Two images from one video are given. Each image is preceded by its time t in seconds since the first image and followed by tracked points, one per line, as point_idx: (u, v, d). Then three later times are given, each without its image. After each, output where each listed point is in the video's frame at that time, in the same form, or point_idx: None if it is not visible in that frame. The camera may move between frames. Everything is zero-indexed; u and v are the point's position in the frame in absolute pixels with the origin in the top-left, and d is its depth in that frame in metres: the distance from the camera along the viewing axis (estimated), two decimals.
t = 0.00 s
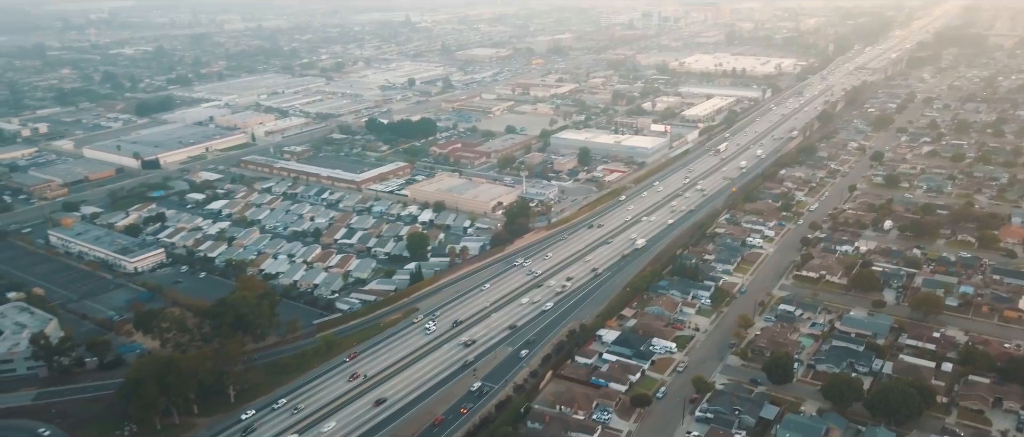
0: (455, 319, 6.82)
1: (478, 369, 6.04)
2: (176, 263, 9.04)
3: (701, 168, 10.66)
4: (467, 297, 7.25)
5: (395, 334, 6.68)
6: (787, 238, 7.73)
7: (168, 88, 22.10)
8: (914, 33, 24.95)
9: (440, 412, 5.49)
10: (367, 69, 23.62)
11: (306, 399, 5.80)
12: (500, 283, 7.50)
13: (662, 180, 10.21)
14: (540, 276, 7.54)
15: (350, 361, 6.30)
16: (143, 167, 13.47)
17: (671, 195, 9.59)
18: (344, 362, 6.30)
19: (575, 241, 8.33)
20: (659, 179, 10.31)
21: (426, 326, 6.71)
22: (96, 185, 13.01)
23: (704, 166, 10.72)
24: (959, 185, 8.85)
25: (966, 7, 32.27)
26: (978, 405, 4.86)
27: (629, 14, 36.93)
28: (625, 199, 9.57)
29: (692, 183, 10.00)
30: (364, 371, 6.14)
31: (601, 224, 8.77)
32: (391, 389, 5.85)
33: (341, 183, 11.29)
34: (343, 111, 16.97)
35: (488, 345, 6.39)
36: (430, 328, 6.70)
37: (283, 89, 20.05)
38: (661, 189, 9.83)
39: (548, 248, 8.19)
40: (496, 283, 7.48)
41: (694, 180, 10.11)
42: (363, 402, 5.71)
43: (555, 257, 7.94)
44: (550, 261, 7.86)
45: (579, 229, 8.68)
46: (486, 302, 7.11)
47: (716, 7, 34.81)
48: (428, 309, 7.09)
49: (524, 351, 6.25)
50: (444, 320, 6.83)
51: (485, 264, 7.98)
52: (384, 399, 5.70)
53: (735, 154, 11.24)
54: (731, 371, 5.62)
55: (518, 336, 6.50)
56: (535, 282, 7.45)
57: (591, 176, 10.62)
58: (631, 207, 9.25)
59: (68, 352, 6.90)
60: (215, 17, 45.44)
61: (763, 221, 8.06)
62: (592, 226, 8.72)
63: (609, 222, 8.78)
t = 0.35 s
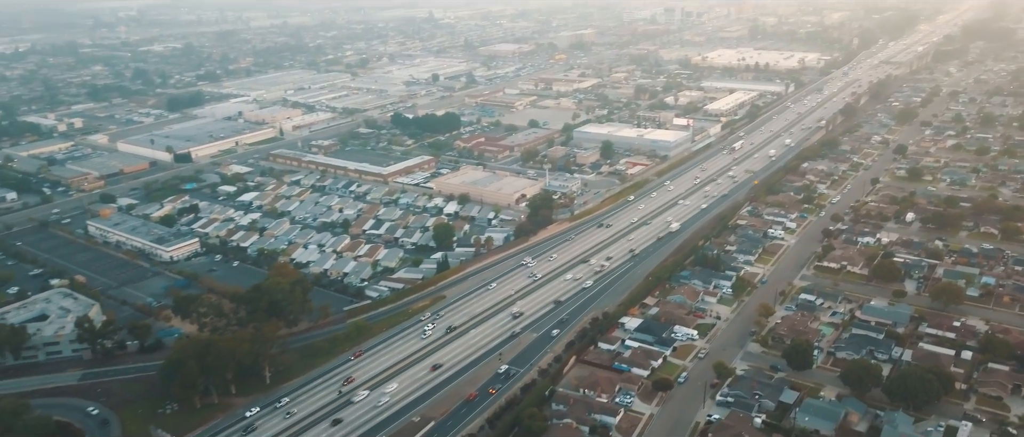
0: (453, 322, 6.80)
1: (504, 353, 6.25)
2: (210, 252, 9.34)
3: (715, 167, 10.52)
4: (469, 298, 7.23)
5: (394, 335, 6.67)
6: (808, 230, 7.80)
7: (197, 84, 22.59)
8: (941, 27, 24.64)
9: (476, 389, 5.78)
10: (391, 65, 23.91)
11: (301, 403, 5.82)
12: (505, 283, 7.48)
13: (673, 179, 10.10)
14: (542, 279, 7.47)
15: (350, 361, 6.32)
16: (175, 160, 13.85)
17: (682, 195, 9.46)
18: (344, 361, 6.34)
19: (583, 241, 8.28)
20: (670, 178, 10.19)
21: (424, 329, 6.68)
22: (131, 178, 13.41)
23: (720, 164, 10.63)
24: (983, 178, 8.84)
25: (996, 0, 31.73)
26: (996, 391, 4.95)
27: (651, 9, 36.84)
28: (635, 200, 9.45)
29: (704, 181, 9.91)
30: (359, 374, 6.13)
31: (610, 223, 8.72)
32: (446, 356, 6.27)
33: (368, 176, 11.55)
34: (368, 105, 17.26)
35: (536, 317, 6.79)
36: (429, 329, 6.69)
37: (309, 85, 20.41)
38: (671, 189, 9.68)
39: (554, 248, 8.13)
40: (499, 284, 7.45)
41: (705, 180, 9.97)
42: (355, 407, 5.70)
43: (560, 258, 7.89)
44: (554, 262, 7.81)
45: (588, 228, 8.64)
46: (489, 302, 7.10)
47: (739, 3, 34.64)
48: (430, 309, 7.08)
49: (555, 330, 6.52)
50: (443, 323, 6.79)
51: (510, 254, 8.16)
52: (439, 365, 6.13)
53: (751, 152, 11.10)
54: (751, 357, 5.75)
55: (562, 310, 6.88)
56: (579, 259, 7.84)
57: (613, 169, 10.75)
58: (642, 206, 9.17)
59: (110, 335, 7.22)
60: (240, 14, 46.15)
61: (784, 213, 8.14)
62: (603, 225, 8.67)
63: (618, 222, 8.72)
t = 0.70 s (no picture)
0: (449, 327, 6.75)
1: (530, 338, 6.47)
2: (243, 242, 9.63)
3: (727, 166, 10.35)
4: (470, 300, 7.21)
5: (394, 337, 6.68)
6: (831, 222, 7.87)
7: (226, 80, 23.05)
8: (970, 21, 24.32)
9: (508, 367, 6.06)
10: (415, 61, 24.19)
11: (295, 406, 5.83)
12: (510, 283, 7.48)
13: (684, 179, 9.95)
14: (542, 282, 7.40)
15: (349, 364, 6.33)
16: (207, 154, 14.21)
17: (693, 195, 9.36)
18: (342, 363, 6.36)
19: (591, 241, 8.24)
20: (682, 178, 10.03)
21: (421, 333, 6.66)
22: (165, 170, 13.79)
23: (736, 161, 10.53)
24: (1009, 172, 8.81)
25: None
26: (1016, 379, 5.04)
27: (674, 5, 36.76)
28: (643, 200, 9.34)
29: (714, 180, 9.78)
30: (353, 378, 6.12)
31: (621, 223, 8.66)
32: (497, 327, 6.68)
33: (395, 169, 11.79)
34: (394, 101, 17.53)
35: (581, 293, 7.15)
36: (428, 331, 6.68)
37: (335, 80, 20.75)
38: (681, 191, 9.51)
39: (560, 249, 8.09)
40: (504, 285, 7.43)
41: (716, 179, 9.81)
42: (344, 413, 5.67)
43: (563, 260, 7.83)
44: (558, 264, 7.76)
45: (597, 228, 8.58)
46: (491, 304, 7.08)
47: None
48: (433, 310, 7.08)
49: (586, 311, 6.80)
50: (441, 326, 6.76)
51: (534, 245, 8.34)
52: (492, 334, 6.55)
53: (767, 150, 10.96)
54: (772, 345, 5.87)
55: (602, 287, 7.22)
56: (616, 243, 8.14)
57: (637, 162, 10.87)
58: (652, 206, 9.08)
59: (151, 319, 7.52)
60: (267, 12, 46.83)
61: (807, 206, 8.22)
62: (613, 225, 8.61)
63: (627, 222, 8.67)
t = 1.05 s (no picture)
0: (443, 331, 6.71)
1: (555, 323, 6.67)
2: (273, 232, 9.91)
3: (738, 166, 10.19)
4: (469, 302, 7.19)
5: (395, 337, 6.72)
6: (852, 215, 7.94)
7: (253, 76, 23.47)
8: (997, 16, 23.97)
9: (535, 349, 6.30)
10: (438, 56, 24.44)
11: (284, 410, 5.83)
12: (513, 283, 7.47)
13: (693, 180, 9.81)
14: (541, 285, 7.34)
15: (342, 368, 6.33)
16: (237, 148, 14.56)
17: (716, 187, 9.47)
18: (341, 364, 6.40)
19: (596, 242, 8.19)
20: (692, 178, 9.90)
21: (416, 337, 6.63)
22: (196, 163, 14.16)
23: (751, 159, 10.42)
24: None
25: None
26: None
27: (696, 1, 36.62)
28: (649, 200, 9.27)
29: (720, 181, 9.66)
30: (346, 381, 6.12)
31: (629, 222, 8.61)
32: (542, 301, 7.05)
33: (419, 162, 12.03)
34: (418, 96, 17.78)
35: (622, 270, 7.50)
36: (424, 334, 6.66)
37: (360, 76, 21.06)
38: (689, 192, 9.38)
39: (565, 249, 8.07)
40: (506, 286, 7.41)
41: (724, 181, 9.64)
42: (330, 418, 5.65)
43: (565, 261, 7.80)
44: (560, 265, 7.72)
45: (605, 227, 8.54)
46: (491, 306, 7.07)
47: None
48: (433, 312, 7.08)
49: (616, 292, 7.07)
50: (436, 330, 6.72)
51: (556, 235, 8.51)
52: (537, 308, 6.93)
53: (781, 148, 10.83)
54: (792, 333, 5.99)
55: (643, 266, 7.54)
56: (650, 227, 8.42)
57: (658, 156, 10.98)
58: (661, 206, 9.01)
59: (187, 304, 7.82)
60: (291, 9, 47.39)
61: (828, 198, 8.29)
62: (620, 225, 8.55)
63: (635, 221, 8.62)
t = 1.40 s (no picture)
0: (435, 333, 6.70)
1: (575, 310, 6.86)
2: (299, 223, 10.17)
3: (747, 166, 10.06)
4: (465, 304, 7.17)
5: (404, 329, 6.84)
6: (869, 208, 8.01)
7: (276, 71, 23.83)
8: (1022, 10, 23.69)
9: (558, 332, 6.51)
10: (457, 52, 24.63)
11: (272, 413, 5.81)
12: (512, 284, 7.47)
13: (697, 181, 9.68)
14: (536, 287, 7.32)
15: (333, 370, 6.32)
16: (262, 141, 14.87)
17: (736, 179, 9.58)
18: (341, 361, 6.45)
19: (597, 243, 8.16)
20: (698, 178, 9.78)
21: (406, 341, 6.59)
22: (222, 156, 14.48)
23: (762, 157, 10.32)
24: None
25: None
26: None
27: None
28: (651, 200, 9.22)
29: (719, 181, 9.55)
30: (335, 383, 6.11)
31: (632, 223, 8.56)
32: (583, 279, 7.41)
33: (441, 156, 12.24)
34: (438, 91, 18.00)
35: (658, 251, 7.83)
36: (416, 337, 6.64)
37: (381, 71, 21.33)
38: (693, 193, 9.27)
39: (565, 250, 8.05)
40: (506, 286, 7.42)
41: (727, 182, 9.49)
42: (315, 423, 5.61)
43: (563, 263, 7.77)
44: (557, 267, 7.70)
45: (608, 227, 8.52)
46: (487, 307, 7.06)
47: None
48: (432, 313, 7.09)
49: (642, 275, 7.34)
50: (427, 333, 6.70)
51: (575, 227, 8.67)
52: (578, 284, 7.28)
53: (792, 147, 10.70)
54: (807, 322, 6.11)
55: (678, 247, 7.85)
56: (678, 214, 8.67)
57: (677, 150, 11.09)
58: (666, 206, 8.94)
59: (218, 290, 8.09)
60: (312, 6, 47.86)
61: (845, 192, 8.36)
62: (623, 225, 8.52)
63: (638, 221, 8.59)
